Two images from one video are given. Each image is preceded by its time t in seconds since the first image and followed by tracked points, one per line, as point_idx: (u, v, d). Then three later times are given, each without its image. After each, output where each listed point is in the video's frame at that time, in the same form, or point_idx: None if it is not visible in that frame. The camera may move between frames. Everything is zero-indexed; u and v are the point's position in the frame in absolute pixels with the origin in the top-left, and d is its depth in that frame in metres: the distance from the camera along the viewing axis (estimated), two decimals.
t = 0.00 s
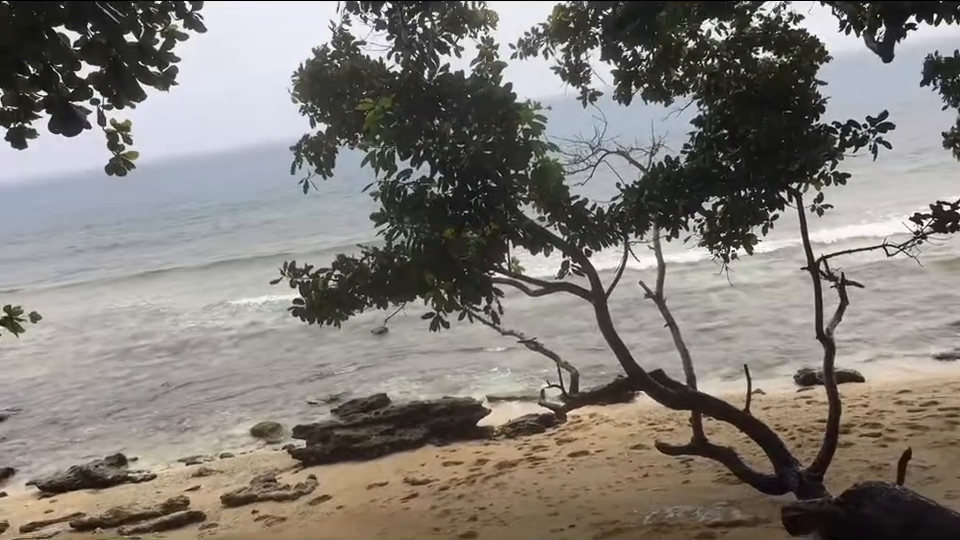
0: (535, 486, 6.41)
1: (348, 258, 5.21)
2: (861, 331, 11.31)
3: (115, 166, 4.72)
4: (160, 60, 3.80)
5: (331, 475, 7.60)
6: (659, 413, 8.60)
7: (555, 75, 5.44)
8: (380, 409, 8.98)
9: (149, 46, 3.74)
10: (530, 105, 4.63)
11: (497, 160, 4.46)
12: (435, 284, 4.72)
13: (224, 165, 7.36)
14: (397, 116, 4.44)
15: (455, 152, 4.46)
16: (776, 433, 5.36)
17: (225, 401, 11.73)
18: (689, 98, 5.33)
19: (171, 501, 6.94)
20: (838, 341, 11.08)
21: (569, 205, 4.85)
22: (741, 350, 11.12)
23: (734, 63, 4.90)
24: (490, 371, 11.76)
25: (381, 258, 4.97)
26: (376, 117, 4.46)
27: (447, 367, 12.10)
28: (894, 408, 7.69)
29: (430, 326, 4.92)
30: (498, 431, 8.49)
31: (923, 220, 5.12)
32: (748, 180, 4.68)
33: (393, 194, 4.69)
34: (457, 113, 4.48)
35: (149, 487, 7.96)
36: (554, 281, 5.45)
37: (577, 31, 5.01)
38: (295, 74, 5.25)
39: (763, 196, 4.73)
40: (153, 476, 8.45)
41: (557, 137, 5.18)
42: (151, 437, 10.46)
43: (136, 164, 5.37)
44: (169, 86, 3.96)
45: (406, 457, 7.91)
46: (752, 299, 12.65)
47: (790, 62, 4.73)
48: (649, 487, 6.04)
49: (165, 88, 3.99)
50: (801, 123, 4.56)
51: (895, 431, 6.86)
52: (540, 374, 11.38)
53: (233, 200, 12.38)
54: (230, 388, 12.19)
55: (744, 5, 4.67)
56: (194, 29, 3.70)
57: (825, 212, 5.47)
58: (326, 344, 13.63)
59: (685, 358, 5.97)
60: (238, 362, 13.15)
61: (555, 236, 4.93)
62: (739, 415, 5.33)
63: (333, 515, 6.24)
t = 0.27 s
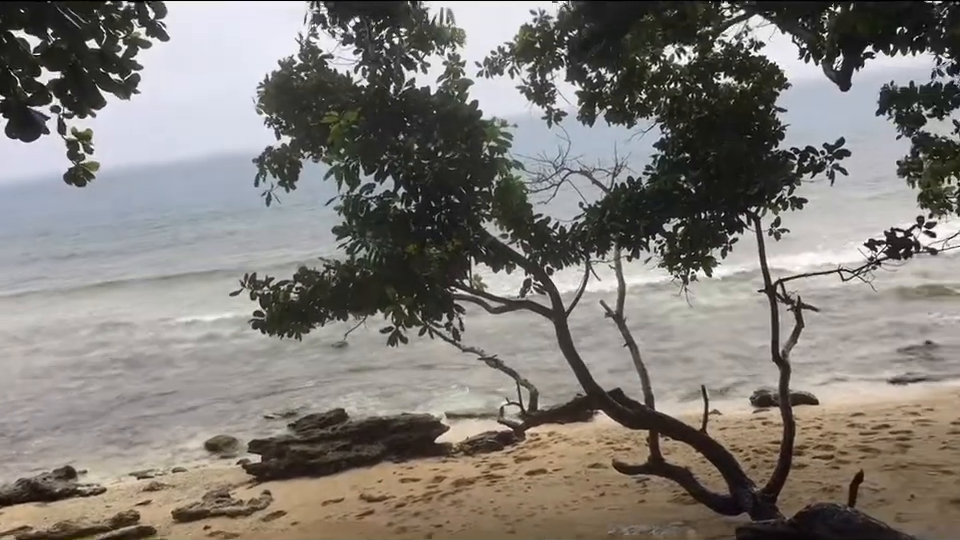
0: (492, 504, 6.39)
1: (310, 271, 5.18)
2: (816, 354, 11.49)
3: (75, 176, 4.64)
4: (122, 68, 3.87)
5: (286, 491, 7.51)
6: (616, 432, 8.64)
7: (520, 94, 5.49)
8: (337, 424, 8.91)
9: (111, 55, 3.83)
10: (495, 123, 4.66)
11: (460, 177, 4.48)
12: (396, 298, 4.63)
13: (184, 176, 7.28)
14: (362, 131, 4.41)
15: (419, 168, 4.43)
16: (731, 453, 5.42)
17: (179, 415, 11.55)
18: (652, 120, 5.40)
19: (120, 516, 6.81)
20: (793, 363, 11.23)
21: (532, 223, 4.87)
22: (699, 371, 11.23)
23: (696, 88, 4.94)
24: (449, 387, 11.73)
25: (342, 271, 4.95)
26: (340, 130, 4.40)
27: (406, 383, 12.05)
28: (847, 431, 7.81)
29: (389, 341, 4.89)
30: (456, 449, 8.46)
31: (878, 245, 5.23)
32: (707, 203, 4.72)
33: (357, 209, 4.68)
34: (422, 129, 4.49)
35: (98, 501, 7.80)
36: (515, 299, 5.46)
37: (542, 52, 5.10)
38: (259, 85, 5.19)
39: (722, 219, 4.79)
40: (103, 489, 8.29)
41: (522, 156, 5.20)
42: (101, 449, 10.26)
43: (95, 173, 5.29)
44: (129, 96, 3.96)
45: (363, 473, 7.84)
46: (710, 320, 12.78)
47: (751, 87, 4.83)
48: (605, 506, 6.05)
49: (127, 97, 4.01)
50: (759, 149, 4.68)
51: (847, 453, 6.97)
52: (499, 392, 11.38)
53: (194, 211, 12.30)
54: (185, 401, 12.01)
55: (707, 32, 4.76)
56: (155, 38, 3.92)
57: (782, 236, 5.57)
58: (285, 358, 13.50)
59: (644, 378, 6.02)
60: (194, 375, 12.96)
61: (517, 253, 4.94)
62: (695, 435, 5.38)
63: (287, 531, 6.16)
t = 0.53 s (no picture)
0: (448, 523, 6.35)
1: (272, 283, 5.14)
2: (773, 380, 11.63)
3: (38, 181, 4.57)
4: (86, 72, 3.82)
5: (239, 506, 7.40)
6: (574, 453, 8.66)
7: (487, 113, 5.48)
8: (294, 439, 8.82)
9: (75, 59, 3.79)
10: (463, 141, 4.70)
11: (425, 194, 4.46)
12: (357, 314, 4.78)
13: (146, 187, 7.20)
14: (328, 146, 4.42)
15: (385, 184, 4.45)
16: (687, 475, 5.45)
17: (133, 426, 11.35)
18: (617, 144, 5.46)
19: (68, 529, 6.66)
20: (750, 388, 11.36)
21: (496, 242, 4.85)
22: (658, 394, 11.30)
23: (661, 113, 5.03)
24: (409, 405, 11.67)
25: (305, 284, 4.95)
26: (306, 145, 4.44)
27: (366, 399, 11.97)
28: (801, 456, 7.90)
29: (349, 357, 4.87)
30: (414, 466, 8.41)
31: (835, 274, 5.34)
32: (670, 226, 4.73)
33: (320, 223, 4.63)
34: (388, 144, 4.43)
35: (46, 513, 7.62)
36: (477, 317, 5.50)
37: (511, 72, 5.17)
38: (226, 96, 5.18)
39: (684, 243, 4.82)
40: (51, 501, 8.10)
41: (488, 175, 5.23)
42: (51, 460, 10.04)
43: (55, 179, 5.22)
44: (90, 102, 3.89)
45: (319, 489, 7.76)
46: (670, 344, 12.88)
47: (715, 114, 4.90)
48: (561, 526, 6.04)
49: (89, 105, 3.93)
50: (723, 174, 4.73)
51: (801, 478, 7.05)
52: (459, 410, 11.35)
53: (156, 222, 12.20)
54: (139, 413, 11.81)
55: (672, 56, 4.96)
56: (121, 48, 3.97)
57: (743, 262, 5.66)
58: (243, 371, 13.34)
59: (603, 399, 6.05)
60: (149, 386, 12.75)
61: (480, 272, 4.93)
62: (653, 457, 5.40)
63: None
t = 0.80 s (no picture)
0: None
1: (238, 302, 5.08)
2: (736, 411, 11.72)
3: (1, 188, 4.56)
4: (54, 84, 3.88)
5: (196, 527, 7.27)
6: (537, 479, 8.65)
7: (459, 138, 5.40)
8: (255, 460, 8.72)
9: (44, 71, 3.86)
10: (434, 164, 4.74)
11: (394, 215, 4.43)
12: (323, 334, 4.73)
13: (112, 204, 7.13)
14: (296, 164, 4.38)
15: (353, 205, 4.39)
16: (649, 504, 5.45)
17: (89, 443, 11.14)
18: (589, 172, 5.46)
19: None
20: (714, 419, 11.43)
21: (465, 265, 4.88)
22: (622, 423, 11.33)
23: (633, 143, 5.17)
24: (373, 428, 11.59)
25: (271, 303, 4.91)
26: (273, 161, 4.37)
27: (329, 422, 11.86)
28: (762, 487, 7.96)
29: (313, 377, 4.79)
30: (375, 490, 8.34)
31: (799, 307, 5.47)
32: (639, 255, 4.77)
33: (288, 242, 4.61)
34: (359, 165, 4.44)
35: None
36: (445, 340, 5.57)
37: (484, 98, 5.17)
38: (197, 112, 5.16)
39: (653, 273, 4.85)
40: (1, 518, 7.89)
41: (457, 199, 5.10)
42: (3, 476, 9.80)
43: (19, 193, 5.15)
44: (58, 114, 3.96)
45: (279, 510, 7.64)
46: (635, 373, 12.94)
47: (685, 145, 5.02)
48: None
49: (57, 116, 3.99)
50: (693, 205, 4.82)
51: (762, 510, 7.09)
52: (423, 434, 11.29)
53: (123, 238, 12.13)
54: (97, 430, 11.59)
55: (644, 88, 5.09)
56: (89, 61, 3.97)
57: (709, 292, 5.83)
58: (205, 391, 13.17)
59: (568, 426, 6.05)
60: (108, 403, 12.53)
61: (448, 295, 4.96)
62: (616, 485, 5.38)
63: None
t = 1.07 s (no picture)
0: None
1: (211, 324, 5.06)
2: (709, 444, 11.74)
3: None
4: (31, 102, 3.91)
5: None
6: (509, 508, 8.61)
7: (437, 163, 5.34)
8: (224, 483, 8.62)
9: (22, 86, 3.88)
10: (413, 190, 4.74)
11: (372, 239, 4.48)
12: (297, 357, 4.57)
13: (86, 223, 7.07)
14: (274, 185, 4.41)
15: (330, 228, 4.42)
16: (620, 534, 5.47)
17: (56, 463, 10.95)
18: (570, 202, 5.48)
19: None
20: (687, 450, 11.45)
21: (443, 291, 4.88)
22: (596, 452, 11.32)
23: (613, 174, 5.31)
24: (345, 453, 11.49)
25: (245, 325, 4.88)
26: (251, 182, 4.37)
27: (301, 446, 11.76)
28: (734, 520, 7.96)
29: (286, 401, 4.72)
30: (346, 516, 8.25)
31: (773, 340, 5.60)
32: (615, 285, 4.87)
33: (266, 264, 4.63)
34: (338, 188, 4.46)
35: None
36: (421, 366, 5.62)
37: (466, 124, 5.15)
38: (176, 132, 5.13)
39: (628, 301, 4.98)
40: None
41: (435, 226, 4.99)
42: None
43: None
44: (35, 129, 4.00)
45: (249, 534, 7.53)
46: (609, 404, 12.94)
47: (665, 177, 5.16)
48: None
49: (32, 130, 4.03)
50: (670, 236, 4.97)
51: None
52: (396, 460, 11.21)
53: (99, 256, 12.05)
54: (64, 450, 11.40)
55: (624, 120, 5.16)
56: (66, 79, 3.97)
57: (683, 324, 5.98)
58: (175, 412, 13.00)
59: (541, 455, 6.08)
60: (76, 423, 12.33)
61: (425, 320, 4.96)
62: (588, 514, 5.40)
63: None
